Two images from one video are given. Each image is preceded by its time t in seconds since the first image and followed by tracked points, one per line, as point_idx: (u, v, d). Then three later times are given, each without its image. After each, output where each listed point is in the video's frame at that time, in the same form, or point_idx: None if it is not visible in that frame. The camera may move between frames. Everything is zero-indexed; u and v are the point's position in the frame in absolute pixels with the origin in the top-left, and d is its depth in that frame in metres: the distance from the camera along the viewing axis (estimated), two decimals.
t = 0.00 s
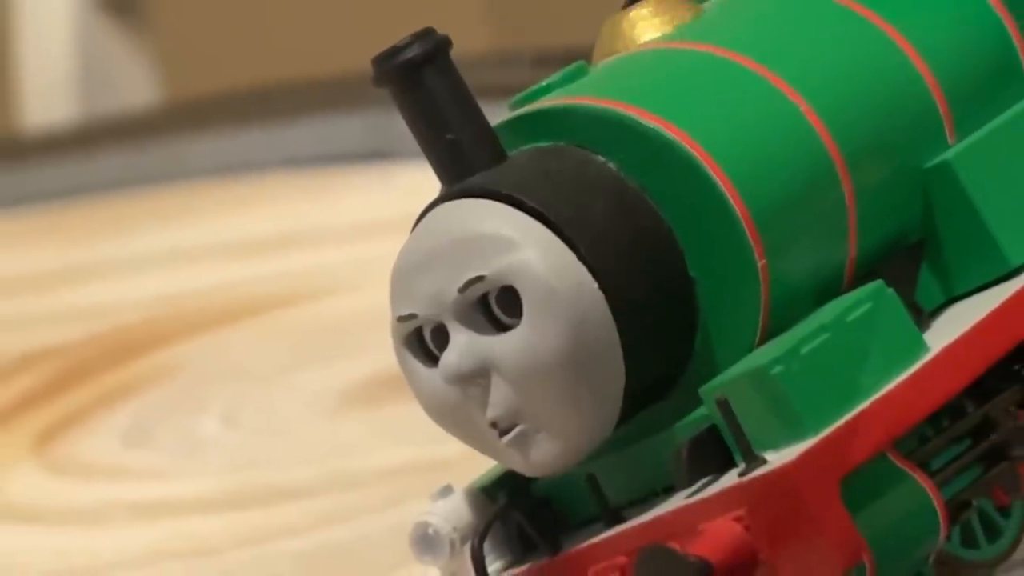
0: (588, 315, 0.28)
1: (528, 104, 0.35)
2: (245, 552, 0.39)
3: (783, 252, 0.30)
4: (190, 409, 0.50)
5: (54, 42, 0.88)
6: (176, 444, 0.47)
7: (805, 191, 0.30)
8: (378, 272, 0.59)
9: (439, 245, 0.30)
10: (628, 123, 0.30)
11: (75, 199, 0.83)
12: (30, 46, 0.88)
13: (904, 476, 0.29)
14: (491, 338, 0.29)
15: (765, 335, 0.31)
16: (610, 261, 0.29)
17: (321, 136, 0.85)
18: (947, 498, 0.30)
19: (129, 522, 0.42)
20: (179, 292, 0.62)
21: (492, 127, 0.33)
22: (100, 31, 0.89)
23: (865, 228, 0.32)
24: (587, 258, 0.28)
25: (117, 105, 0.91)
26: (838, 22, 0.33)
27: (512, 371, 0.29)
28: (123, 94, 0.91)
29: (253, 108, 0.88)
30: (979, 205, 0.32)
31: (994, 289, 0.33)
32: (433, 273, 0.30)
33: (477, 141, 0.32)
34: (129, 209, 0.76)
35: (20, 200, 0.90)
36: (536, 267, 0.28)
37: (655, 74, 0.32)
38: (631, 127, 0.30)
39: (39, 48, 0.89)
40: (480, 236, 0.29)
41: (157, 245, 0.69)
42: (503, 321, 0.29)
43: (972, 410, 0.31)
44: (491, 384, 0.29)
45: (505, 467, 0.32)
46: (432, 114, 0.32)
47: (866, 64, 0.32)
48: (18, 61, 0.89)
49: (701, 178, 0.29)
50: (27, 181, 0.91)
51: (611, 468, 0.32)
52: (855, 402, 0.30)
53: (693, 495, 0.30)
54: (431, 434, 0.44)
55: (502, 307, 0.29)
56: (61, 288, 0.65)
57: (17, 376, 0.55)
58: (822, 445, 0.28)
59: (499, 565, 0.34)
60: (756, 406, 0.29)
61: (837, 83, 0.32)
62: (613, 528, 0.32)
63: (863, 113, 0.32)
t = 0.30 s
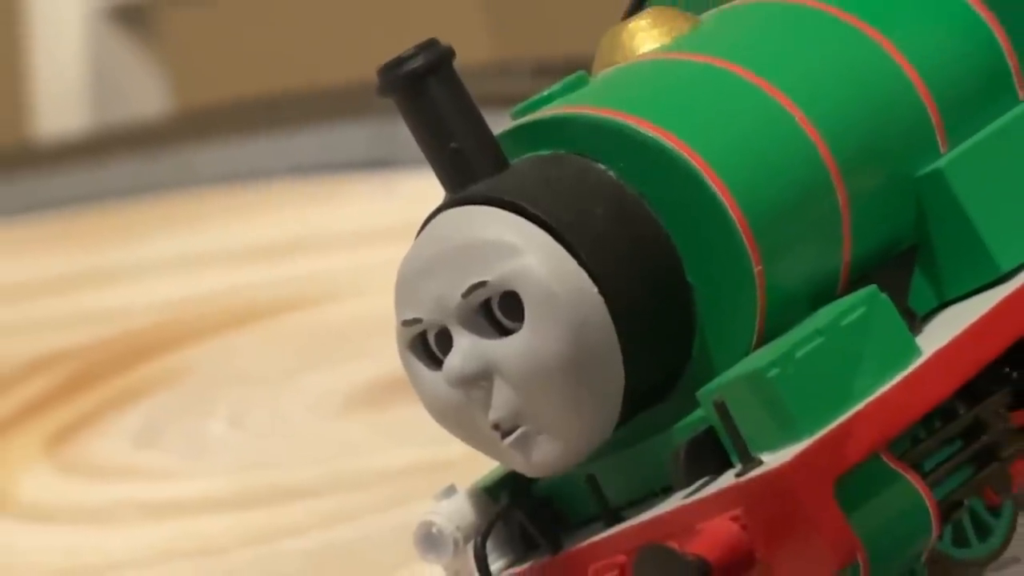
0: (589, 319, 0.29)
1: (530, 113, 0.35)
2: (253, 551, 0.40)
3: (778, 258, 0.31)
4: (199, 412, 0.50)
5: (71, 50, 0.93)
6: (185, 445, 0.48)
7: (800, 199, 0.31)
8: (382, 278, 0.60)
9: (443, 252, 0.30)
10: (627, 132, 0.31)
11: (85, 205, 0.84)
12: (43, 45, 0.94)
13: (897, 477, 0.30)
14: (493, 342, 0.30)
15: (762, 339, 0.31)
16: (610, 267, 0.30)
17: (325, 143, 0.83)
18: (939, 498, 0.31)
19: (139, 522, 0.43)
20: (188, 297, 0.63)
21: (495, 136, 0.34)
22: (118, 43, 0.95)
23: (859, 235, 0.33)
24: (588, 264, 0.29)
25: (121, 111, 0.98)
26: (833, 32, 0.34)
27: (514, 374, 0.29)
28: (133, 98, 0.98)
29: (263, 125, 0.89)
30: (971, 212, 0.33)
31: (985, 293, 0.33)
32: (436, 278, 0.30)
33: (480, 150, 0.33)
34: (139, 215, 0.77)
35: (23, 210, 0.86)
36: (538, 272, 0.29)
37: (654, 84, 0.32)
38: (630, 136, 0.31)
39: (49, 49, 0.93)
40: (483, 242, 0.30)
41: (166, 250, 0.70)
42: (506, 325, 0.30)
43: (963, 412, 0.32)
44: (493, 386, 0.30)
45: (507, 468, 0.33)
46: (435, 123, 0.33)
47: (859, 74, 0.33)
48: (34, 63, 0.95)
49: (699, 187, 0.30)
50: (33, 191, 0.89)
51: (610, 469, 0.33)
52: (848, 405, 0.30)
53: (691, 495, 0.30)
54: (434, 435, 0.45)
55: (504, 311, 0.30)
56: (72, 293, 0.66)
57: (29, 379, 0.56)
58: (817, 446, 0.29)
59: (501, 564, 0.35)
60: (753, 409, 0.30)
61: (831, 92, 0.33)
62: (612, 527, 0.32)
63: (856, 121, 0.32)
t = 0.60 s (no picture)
0: (589, 323, 0.30)
1: (531, 122, 0.36)
2: (261, 550, 0.41)
3: (774, 264, 0.32)
4: (208, 414, 0.51)
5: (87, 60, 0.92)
6: (194, 446, 0.49)
7: (795, 207, 0.32)
8: (387, 284, 0.61)
9: (447, 258, 0.31)
10: (627, 141, 0.32)
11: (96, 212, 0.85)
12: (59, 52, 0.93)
13: (889, 478, 0.31)
14: (496, 346, 0.31)
15: (757, 343, 0.32)
16: (610, 273, 0.30)
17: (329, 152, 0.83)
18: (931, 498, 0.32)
19: (150, 521, 0.44)
20: (198, 301, 0.64)
21: (498, 145, 0.34)
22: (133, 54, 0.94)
23: (853, 241, 0.33)
24: (588, 270, 0.30)
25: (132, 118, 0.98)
26: (829, 44, 0.35)
27: (516, 377, 0.30)
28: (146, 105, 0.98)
29: (263, 135, 0.89)
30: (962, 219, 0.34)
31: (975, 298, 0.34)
32: (440, 283, 0.31)
33: (482, 158, 0.34)
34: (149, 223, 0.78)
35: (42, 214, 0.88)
36: (540, 278, 0.30)
37: (652, 94, 0.33)
38: (629, 145, 0.32)
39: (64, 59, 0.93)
40: (486, 249, 0.30)
41: (174, 256, 0.71)
42: (508, 329, 0.31)
43: (955, 414, 0.33)
44: (496, 390, 0.31)
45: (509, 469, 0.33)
46: (439, 131, 0.34)
47: (854, 85, 0.34)
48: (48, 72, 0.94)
49: (697, 195, 0.31)
50: (45, 198, 0.90)
51: (609, 469, 0.34)
52: (842, 407, 0.31)
53: (689, 495, 0.31)
54: (437, 437, 0.46)
55: (506, 315, 0.31)
56: (85, 298, 0.68)
57: (43, 381, 0.57)
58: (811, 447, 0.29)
59: (504, 562, 0.36)
60: (748, 411, 0.31)
61: (827, 103, 0.33)
62: (611, 527, 0.33)
63: (850, 132, 0.33)
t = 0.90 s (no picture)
0: (589, 328, 0.31)
1: (533, 131, 0.37)
2: (269, 548, 0.42)
3: (770, 270, 0.32)
4: (217, 416, 0.52)
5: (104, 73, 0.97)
6: (204, 447, 0.50)
7: (790, 214, 0.33)
8: (391, 289, 0.62)
9: (450, 263, 0.32)
10: (626, 149, 0.32)
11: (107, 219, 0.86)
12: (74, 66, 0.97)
13: (881, 478, 0.32)
14: (498, 349, 0.32)
15: (753, 346, 0.33)
16: (610, 278, 0.31)
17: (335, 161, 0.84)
18: (923, 499, 0.32)
19: (161, 520, 0.45)
20: (212, 306, 0.65)
21: (500, 154, 0.35)
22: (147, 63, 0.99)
23: (848, 248, 0.34)
24: (588, 276, 0.31)
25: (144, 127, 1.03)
26: (824, 55, 0.35)
27: (518, 380, 0.31)
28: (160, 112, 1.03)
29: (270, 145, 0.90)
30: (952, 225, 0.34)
31: (966, 302, 0.35)
32: (444, 289, 0.32)
33: (484, 166, 0.34)
34: (161, 233, 0.80)
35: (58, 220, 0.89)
36: (541, 283, 0.30)
37: (650, 103, 0.34)
38: (628, 154, 0.33)
39: (79, 72, 0.97)
40: (488, 255, 0.31)
41: (187, 263, 0.73)
42: (510, 333, 0.32)
43: (946, 417, 0.34)
44: (497, 392, 0.32)
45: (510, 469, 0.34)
46: (443, 140, 0.35)
47: (849, 96, 0.35)
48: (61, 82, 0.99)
49: (694, 202, 0.32)
50: (57, 206, 0.91)
51: (609, 470, 0.35)
52: (835, 409, 0.32)
53: (686, 495, 0.32)
54: (441, 438, 0.46)
55: (508, 319, 0.32)
56: (100, 304, 0.69)
57: (57, 385, 0.58)
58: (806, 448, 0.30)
59: (506, 560, 0.36)
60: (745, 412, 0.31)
61: (822, 113, 0.34)
62: (611, 526, 0.34)
63: (844, 142, 0.34)
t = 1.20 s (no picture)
0: (590, 331, 0.32)
1: (535, 140, 0.38)
2: (276, 547, 0.43)
3: (766, 275, 0.33)
4: (226, 418, 0.53)
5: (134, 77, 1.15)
6: (213, 448, 0.51)
7: (785, 222, 0.34)
8: (395, 294, 0.63)
9: (454, 269, 0.33)
10: (626, 158, 0.33)
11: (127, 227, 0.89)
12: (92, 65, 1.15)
13: (874, 478, 0.33)
14: (501, 352, 0.32)
15: (750, 349, 0.34)
16: (609, 283, 0.32)
17: (344, 168, 0.86)
18: (915, 498, 0.33)
19: (172, 520, 0.46)
20: (223, 309, 0.67)
21: (502, 162, 0.36)
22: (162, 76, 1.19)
23: (842, 254, 0.35)
24: (588, 281, 0.32)
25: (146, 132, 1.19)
26: (819, 67, 0.36)
27: (520, 382, 0.32)
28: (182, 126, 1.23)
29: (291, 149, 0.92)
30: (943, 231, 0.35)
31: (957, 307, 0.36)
32: (448, 294, 0.33)
33: (487, 174, 0.35)
34: (174, 239, 0.82)
35: (81, 226, 0.93)
36: (542, 288, 0.31)
37: (649, 113, 0.35)
38: (627, 162, 0.33)
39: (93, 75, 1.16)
40: (491, 261, 0.32)
41: (199, 266, 0.75)
42: (512, 337, 0.33)
43: (936, 418, 0.34)
44: (501, 394, 0.33)
45: (512, 469, 0.35)
46: (446, 149, 0.36)
47: (845, 106, 0.36)
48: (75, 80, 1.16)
49: (692, 209, 0.33)
50: (80, 214, 0.94)
51: (608, 470, 0.36)
52: (830, 411, 0.33)
53: (685, 494, 0.33)
54: (445, 440, 0.47)
55: (511, 323, 0.33)
56: (114, 309, 0.71)
57: (71, 387, 0.59)
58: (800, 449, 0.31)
59: (508, 558, 0.37)
60: (741, 414, 0.32)
61: (817, 123, 0.35)
62: (610, 525, 0.35)
63: (839, 151, 0.35)
